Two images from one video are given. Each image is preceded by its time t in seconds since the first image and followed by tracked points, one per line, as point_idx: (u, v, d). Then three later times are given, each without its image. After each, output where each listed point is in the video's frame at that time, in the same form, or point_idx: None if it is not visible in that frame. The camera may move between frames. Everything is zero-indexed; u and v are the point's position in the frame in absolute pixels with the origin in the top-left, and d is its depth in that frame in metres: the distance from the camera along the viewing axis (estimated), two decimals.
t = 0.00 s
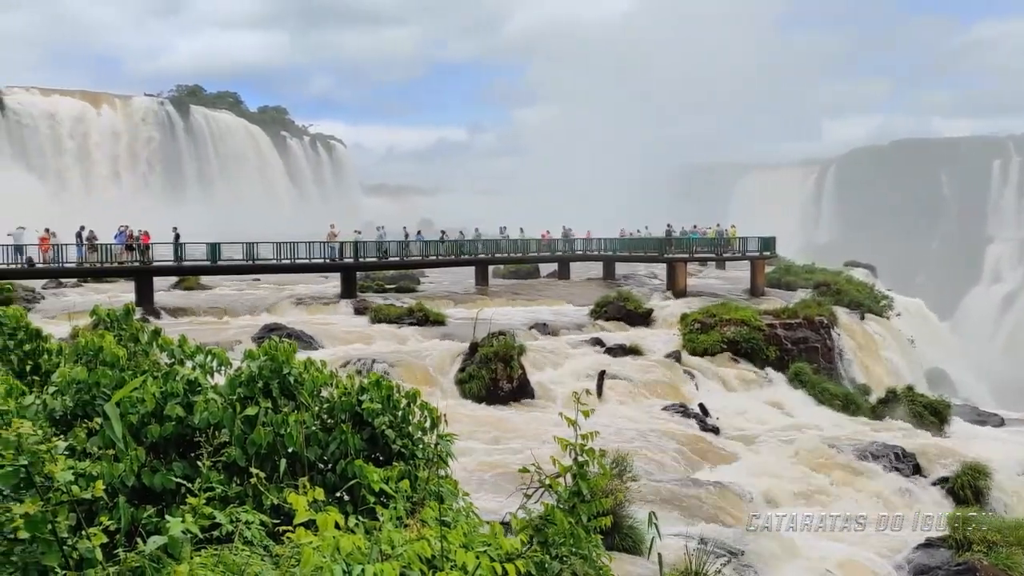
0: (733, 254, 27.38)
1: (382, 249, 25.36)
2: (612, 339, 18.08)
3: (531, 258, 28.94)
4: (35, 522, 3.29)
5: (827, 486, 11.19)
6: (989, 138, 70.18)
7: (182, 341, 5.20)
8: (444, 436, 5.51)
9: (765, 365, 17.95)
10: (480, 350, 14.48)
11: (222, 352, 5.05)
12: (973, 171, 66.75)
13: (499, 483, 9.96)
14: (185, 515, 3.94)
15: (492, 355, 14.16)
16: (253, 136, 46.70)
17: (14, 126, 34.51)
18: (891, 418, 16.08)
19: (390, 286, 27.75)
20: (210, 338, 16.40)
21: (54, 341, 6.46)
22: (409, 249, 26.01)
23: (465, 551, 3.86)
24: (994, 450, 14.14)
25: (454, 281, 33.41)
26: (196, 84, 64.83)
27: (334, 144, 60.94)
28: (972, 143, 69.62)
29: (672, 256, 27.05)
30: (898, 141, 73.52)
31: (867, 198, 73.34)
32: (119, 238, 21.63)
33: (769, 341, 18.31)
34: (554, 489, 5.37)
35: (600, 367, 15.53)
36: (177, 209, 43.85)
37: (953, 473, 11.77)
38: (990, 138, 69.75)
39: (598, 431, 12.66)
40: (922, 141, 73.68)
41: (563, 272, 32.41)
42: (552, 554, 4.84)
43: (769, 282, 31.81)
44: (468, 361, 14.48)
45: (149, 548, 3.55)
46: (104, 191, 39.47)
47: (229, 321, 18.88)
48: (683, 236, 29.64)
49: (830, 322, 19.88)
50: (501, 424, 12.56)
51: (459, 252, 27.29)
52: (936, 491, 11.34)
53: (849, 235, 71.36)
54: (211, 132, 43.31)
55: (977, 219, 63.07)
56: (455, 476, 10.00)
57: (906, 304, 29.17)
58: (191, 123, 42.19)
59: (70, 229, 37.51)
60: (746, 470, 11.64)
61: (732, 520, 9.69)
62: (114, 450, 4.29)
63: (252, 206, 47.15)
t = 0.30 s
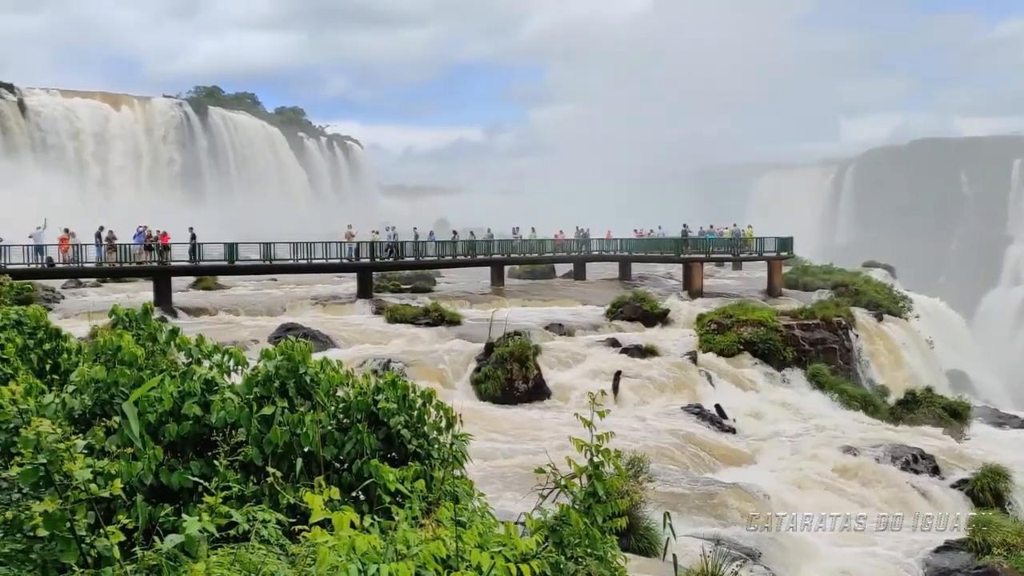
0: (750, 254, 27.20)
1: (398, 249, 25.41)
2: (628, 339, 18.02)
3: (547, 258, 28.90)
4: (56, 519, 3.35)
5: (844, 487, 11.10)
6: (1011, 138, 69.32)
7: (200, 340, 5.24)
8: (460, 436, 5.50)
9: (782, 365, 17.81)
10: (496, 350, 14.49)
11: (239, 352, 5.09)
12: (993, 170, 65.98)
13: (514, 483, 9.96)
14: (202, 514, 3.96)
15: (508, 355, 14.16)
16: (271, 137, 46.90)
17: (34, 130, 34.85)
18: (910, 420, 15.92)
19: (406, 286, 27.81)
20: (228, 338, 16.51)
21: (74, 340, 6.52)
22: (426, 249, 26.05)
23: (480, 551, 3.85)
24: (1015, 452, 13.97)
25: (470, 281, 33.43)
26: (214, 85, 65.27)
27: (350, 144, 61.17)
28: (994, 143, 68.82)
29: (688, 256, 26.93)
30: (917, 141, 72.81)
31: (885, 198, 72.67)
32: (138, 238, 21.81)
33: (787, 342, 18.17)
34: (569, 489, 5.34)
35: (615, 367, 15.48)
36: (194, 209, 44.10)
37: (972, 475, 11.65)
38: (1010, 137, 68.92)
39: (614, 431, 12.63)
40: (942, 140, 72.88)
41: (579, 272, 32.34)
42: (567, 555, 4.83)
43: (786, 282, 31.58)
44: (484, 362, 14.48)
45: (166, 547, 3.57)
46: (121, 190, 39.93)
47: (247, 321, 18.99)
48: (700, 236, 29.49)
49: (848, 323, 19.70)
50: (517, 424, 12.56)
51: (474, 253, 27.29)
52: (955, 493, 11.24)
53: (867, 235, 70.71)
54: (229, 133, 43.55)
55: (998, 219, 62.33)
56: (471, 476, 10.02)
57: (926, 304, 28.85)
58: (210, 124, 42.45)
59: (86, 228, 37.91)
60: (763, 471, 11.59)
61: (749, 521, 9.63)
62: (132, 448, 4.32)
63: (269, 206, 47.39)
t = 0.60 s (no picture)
0: (762, 255, 27.08)
1: (410, 250, 25.42)
2: (640, 340, 17.97)
3: (559, 258, 28.86)
4: (70, 518, 3.38)
5: (857, 489, 11.02)
6: None
7: (214, 340, 5.26)
8: (472, 436, 5.49)
9: (795, 367, 17.71)
10: (507, 350, 14.48)
11: (252, 351, 5.11)
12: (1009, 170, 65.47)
13: (525, 483, 9.94)
14: (216, 513, 3.97)
15: (520, 355, 14.14)
16: (284, 138, 47.06)
17: (48, 131, 35.14)
18: (923, 421, 15.80)
19: (418, 286, 27.84)
20: (240, 338, 16.58)
21: (89, 340, 6.55)
22: (437, 249, 26.07)
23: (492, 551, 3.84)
24: None
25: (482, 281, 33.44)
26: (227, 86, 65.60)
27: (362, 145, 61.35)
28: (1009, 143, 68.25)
29: (700, 256, 26.83)
30: (931, 141, 72.33)
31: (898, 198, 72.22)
32: (151, 238, 21.94)
33: (800, 343, 18.06)
34: (581, 490, 5.31)
35: (627, 367, 15.42)
36: (207, 210, 44.31)
37: (987, 477, 11.54)
38: None
39: (625, 432, 12.60)
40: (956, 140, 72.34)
41: (591, 273, 32.30)
42: (579, 556, 4.81)
43: (799, 283, 31.42)
44: (496, 362, 14.47)
45: (180, 546, 3.58)
46: (134, 190, 40.15)
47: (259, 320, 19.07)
48: (712, 236, 29.37)
49: (862, 324, 19.56)
50: (529, 425, 12.53)
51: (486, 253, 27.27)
52: (970, 495, 11.14)
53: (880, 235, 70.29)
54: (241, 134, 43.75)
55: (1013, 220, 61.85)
56: (483, 476, 10.00)
57: (940, 307, 28.58)
58: (222, 125, 42.66)
59: (100, 229, 38.17)
60: (776, 472, 11.51)
61: (762, 522, 9.57)
62: (146, 447, 4.34)
63: (281, 206, 47.56)
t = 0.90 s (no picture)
0: (780, 255, 26.92)
1: (426, 250, 25.47)
2: (656, 340, 17.91)
3: (575, 258, 28.81)
4: (89, 514, 3.41)
5: (875, 491, 10.92)
6: None
7: (231, 339, 5.29)
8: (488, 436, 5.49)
9: (812, 368, 17.59)
10: (523, 350, 14.47)
11: (269, 351, 5.14)
12: None
13: (541, 483, 9.93)
14: (233, 511, 3.98)
15: (535, 355, 14.13)
16: (301, 138, 47.38)
17: (69, 132, 35.47)
18: (943, 423, 15.64)
19: (434, 286, 27.90)
20: (258, 337, 16.67)
21: (107, 339, 6.59)
22: (454, 249, 26.11)
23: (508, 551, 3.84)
24: None
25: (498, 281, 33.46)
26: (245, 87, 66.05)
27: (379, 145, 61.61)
28: None
29: (717, 257, 26.71)
30: (951, 141, 71.72)
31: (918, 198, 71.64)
32: (170, 238, 22.12)
33: (817, 344, 17.92)
34: (596, 491, 5.30)
35: (642, 367, 15.37)
36: (226, 210, 44.60)
37: (1007, 480, 11.40)
38: None
39: (641, 433, 12.56)
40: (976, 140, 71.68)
41: (607, 273, 32.23)
42: (595, 556, 4.79)
43: (817, 283, 31.21)
44: (511, 362, 14.46)
45: (198, 543, 3.61)
46: (154, 190, 40.46)
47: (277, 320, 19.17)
48: (729, 237, 29.24)
49: (880, 325, 19.41)
50: (544, 425, 12.52)
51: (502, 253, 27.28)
52: (990, 499, 11.01)
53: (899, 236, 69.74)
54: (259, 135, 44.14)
55: None
56: (498, 476, 9.99)
57: (959, 308, 28.33)
58: (240, 125, 43.14)
59: (120, 229, 38.53)
60: (793, 474, 11.43)
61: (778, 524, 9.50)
62: (164, 446, 4.37)
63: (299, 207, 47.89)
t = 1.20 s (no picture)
0: (809, 256, 26.62)
1: (453, 250, 25.54)
2: (683, 341, 17.79)
3: (600, 259, 28.72)
4: (120, 510, 3.45)
5: (907, 497, 10.73)
6: None
7: (260, 338, 5.34)
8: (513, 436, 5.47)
9: (842, 370, 17.35)
10: (548, 351, 14.45)
11: (297, 349, 5.18)
12: None
13: (566, 484, 9.90)
14: (260, 509, 4.00)
15: (561, 356, 14.10)
16: (330, 139, 47.88)
17: (101, 131, 36.17)
18: (976, 427, 15.36)
19: (460, 286, 27.97)
20: (286, 336, 16.84)
21: (138, 336, 6.69)
22: (480, 249, 26.15)
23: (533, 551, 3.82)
24: None
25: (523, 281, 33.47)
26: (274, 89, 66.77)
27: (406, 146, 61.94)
28: None
29: (745, 258, 26.47)
30: (985, 141, 70.45)
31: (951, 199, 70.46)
32: (200, 238, 22.41)
33: (847, 346, 17.67)
34: (622, 492, 5.25)
35: (669, 369, 15.27)
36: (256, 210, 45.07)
37: None
38: None
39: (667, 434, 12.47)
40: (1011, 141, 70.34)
41: (633, 273, 32.09)
42: (620, 557, 4.74)
43: (846, 285, 30.80)
44: (537, 362, 14.44)
45: (226, 540, 3.63)
46: (186, 191, 40.97)
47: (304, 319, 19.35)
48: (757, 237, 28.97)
49: (911, 327, 19.10)
50: (569, 425, 12.49)
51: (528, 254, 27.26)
52: None
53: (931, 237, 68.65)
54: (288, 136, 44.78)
55: None
56: (523, 476, 9.98)
57: (992, 310, 27.81)
58: (270, 126, 43.92)
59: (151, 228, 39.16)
60: (822, 477, 11.28)
61: (806, 528, 9.38)
62: (194, 443, 4.41)
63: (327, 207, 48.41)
